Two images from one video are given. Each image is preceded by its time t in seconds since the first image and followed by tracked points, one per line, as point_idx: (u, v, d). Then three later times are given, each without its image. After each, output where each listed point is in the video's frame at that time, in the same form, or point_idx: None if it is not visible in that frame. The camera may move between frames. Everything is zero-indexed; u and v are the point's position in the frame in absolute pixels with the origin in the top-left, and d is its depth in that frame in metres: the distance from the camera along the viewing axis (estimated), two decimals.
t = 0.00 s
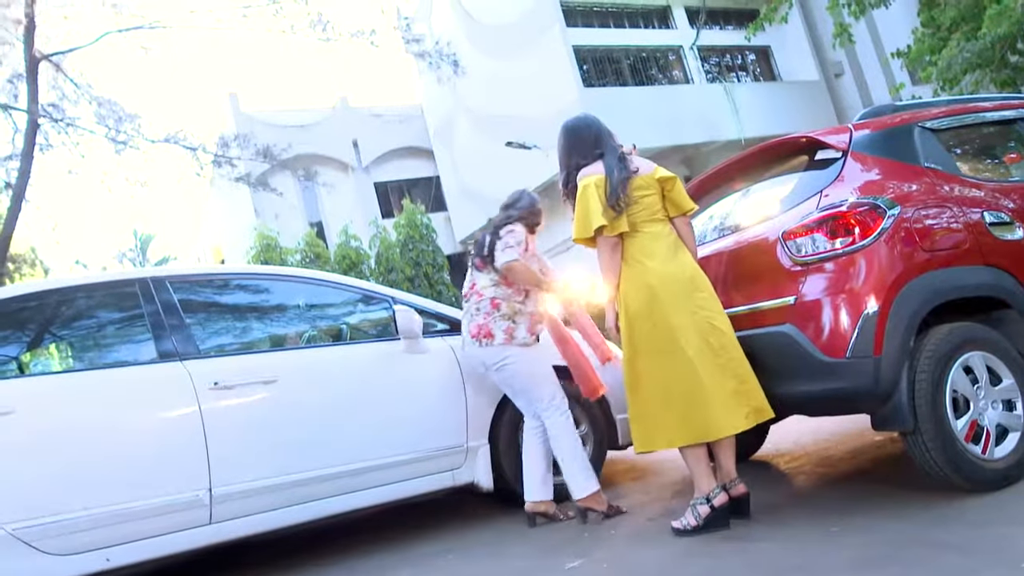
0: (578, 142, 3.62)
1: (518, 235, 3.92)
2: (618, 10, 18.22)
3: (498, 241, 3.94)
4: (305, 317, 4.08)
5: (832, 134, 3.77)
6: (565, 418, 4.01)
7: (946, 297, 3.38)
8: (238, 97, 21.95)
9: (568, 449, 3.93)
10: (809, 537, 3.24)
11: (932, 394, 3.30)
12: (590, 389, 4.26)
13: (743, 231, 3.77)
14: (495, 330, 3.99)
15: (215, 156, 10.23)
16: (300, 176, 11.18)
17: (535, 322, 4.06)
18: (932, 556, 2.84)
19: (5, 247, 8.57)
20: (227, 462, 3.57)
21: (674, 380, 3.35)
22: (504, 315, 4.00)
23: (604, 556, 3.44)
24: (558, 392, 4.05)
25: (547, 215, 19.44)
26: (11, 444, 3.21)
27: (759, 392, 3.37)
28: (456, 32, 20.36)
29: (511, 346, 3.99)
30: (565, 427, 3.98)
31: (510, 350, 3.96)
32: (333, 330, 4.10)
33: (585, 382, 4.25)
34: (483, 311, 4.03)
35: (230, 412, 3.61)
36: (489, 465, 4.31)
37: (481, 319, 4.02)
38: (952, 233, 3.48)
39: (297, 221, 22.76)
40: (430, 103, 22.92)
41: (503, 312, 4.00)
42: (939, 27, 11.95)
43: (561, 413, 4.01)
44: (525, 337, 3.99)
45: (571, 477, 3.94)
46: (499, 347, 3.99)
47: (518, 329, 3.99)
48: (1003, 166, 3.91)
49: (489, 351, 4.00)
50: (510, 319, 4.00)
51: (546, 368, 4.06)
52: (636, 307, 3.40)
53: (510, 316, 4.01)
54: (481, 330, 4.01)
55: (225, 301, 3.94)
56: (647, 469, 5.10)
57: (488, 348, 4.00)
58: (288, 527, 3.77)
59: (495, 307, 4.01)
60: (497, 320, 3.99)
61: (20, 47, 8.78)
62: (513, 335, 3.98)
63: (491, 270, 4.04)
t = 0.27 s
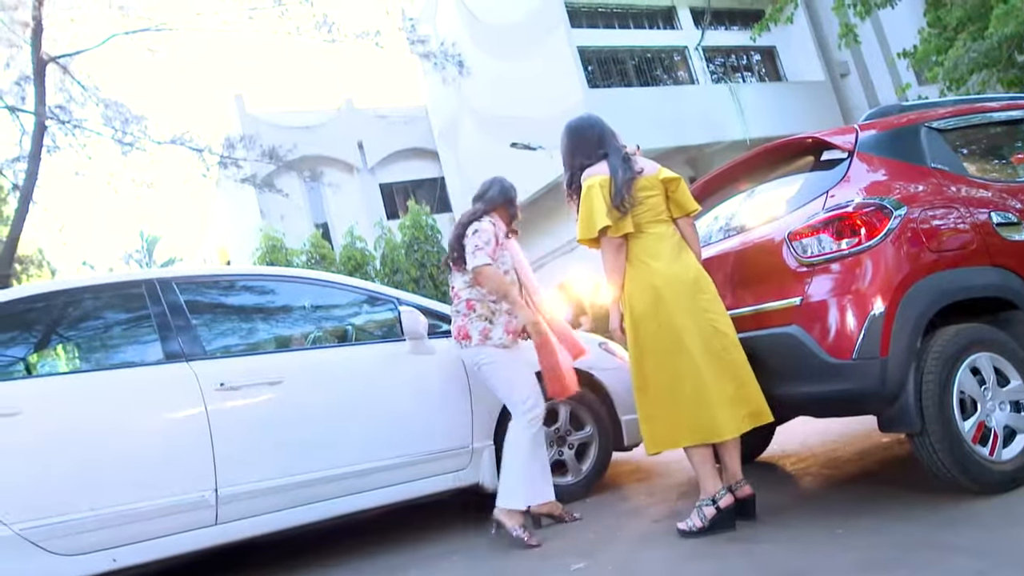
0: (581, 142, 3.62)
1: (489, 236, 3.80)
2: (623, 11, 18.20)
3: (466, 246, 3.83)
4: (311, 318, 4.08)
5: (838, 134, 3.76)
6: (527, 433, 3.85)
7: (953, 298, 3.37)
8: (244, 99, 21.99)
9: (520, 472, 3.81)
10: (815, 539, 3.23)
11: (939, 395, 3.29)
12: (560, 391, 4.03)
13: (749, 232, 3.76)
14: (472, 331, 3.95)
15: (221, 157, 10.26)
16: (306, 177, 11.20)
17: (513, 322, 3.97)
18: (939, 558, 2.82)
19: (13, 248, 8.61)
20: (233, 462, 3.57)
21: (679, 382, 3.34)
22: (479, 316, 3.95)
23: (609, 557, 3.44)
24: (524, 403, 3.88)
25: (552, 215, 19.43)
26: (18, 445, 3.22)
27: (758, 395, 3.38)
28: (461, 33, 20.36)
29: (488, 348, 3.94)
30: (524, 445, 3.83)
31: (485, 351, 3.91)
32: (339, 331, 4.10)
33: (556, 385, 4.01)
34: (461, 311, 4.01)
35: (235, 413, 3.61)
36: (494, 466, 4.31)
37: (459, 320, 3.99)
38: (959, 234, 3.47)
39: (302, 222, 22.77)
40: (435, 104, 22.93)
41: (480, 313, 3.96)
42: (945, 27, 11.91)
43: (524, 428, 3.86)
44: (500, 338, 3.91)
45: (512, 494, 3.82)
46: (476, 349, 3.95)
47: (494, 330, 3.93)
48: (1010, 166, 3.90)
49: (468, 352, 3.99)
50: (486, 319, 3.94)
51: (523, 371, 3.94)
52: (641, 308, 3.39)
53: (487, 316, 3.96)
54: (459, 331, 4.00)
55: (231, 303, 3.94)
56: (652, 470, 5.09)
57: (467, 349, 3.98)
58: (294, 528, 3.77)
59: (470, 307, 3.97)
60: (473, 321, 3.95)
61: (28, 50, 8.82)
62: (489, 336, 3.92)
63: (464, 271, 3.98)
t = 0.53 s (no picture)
0: (585, 143, 3.62)
1: (471, 239, 3.77)
2: (628, 13, 18.18)
3: (448, 250, 3.79)
4: (316, 320, 4.08)
5: (844, 136, 3.75)
6: (498, 452, 3.81)
7: (960, 300, 3.36)
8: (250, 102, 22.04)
9: (496, 491, 3.76)
10: (822, 542, 3.22)
11: (946, 397, 3.28)
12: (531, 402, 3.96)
13: (754, 235, 3.76)
14: (450, 336, 3.90)
15: (227, 160, 10.27)
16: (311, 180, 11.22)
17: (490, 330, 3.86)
18: (947, 561, 2.82)
19: (20, 251, 8.64)
20: (237, 464, 3.58)
21: (683, 385, 3.34)
22: (458, 320, 3.89)
23: (614, 560, 3.43)
24: (492, 421, 3.83)
25: (557, 218, 19.42)
26: (26, 447, 3.23)
27: (758, 401, 3.38)
28: (466, 36, 20.38)
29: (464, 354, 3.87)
30: (496, 464, 3.79)
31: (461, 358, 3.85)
32: (344, 333, 4.10)
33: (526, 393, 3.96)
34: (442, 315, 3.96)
35: (241, 415, 3.62)
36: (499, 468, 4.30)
37: (439, 324, 3.96)
38: (966, 235, 3.46)
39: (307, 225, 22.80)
40: (440, 107, 22.95)
41: (459, 318, 3.89)
42: (951, 29, 11.90)
43: (494, 446, 3.82)
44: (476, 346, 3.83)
45: (499, 511, 3.77)
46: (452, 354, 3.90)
47: (471, 337, 3.85)
48: (1018, 168, 3.89)
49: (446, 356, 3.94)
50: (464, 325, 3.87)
51: (497, 382, 3.85)
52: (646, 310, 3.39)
53: (465, 321, 3.89)
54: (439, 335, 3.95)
55: (237, 305, 3.95)
56: (657, 473, 5.08)
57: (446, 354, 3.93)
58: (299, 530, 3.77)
59: (449, 312, 3.92)
60: (451, 326, 3.90)
61: (35, 54, 8.85)
62: (467, 341, 3.85)
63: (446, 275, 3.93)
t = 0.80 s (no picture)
0: (589, 146, 3.61)
1: (466, 245, 3.75)
2: (633, 15, 18.17)
3: (443, 256, 3.76)
4: (321, 322, 4.09)
5: (850, 138, 3.75)
6: (497, 456, 3.81)
7: (967, 302, 3.35)
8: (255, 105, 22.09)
9: (496, 495, 3.76)
10: (828, 545, 3.22)
11: (952, 400, 3.27)
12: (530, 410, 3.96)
13: (758, 237, 3.75)
14: (444, 345, 3.90)
15: (232, 163, 10.29)
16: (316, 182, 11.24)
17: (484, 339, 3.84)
18: (954, 565, 2.80)
19: (27, 253, 8.67)
20: (241, 467, 3.58)
21: (688, 388, 3.33)
22: (452, 330, 3.88)
23: (620, 563, 3.43)
24: (486, 428, 3.83)
25: (561, 220, 19.43)
26: (32, 449, 3.24)
27: (760, 405, 3.38)
28: (470, 38, 20.40)
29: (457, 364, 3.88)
30: (495, 468, 3.79)
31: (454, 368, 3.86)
32: (348, 335, 4.11)
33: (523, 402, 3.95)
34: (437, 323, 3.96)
35: (247, 417, 3.63)
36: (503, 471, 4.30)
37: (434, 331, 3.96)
38: (972, 237, 3.45)
39: (312, 227, 22.83)
40: (445, 109, 22.98)
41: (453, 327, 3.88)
42: (957, 30, 11.87)
43: (493, 451, 3.81)
44: (469, 358, 3.82)
45: (503, 514, 3.76)
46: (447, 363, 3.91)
47: (464, 347, 3.84)
48: None
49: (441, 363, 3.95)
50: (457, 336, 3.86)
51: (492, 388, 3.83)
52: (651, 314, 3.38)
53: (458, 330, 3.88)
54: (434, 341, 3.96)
55: (242, 307, 3.96)
56: (662, 476, 5.07)
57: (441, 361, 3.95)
58: (305, 532, 3.77)
59: (444, 320, 3.92)
60: (446, 335, 3.90)
61: (42, 57, 8.89)
62: (460, 353, 3.85)
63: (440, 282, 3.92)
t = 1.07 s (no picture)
0: (589, 146, 3.61)
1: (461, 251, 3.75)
2: (636, 15, 18.16)
3: (439, 264, 3.77)
4: (324, 322, 4.09)
5: (854, 137, 3.74)
6: (498, 456, 3.80)
7: (971, 301, 3.34)
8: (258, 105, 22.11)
9: (496, 494, 3.75)
10: (832, 545, 3.21)
11: (957, 400, 3.26)
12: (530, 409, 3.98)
13: (761, 237, 3.75)
14: (443, 346, 3.91)
15: (235, 163, 10.29)
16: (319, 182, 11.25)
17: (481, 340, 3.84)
18: (958, 565, 2.80)
19: (31, 253, 8.68)
20: (245, 466, 3.58)
21: (690, 389, 3.33)
22: (450, 331, 3.88)
23: (623, 562, 3.42)
24: (487, 426, 3.82)
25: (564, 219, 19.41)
26: (37, 448, 3.25)
27: (762, 405, 3.37)
28: (474, 38, 20.41)
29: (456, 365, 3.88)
30: (496, 466, 3.78)
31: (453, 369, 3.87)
32: (352, 335, 4.11)
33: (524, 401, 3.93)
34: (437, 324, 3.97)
35: (251, 417, 3.63)
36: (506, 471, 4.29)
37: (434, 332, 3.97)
38: (977, 237, 3.44)
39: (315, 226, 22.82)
40: (448, 109, 22.99)
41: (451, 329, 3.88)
42: (962, 29, 11.84)
43: (492, 450, 3.80)
44: (467, 359, 3.83)
45: (504, 514, 3.75)
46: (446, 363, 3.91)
47: (462, 348, 3.84)
48: None
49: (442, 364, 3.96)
50: (456, 337, 3.86)
51: (491, 388, 3.84)
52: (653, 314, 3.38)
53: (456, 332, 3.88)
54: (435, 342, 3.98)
55: (245, 307, 3.96)
56: (666, 475, 5.07)
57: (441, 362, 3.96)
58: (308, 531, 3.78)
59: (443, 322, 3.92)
60: (445, 336, 3.90)
61: (46, 57, 8.91)
62: (458, 354, 3.85)
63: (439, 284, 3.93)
